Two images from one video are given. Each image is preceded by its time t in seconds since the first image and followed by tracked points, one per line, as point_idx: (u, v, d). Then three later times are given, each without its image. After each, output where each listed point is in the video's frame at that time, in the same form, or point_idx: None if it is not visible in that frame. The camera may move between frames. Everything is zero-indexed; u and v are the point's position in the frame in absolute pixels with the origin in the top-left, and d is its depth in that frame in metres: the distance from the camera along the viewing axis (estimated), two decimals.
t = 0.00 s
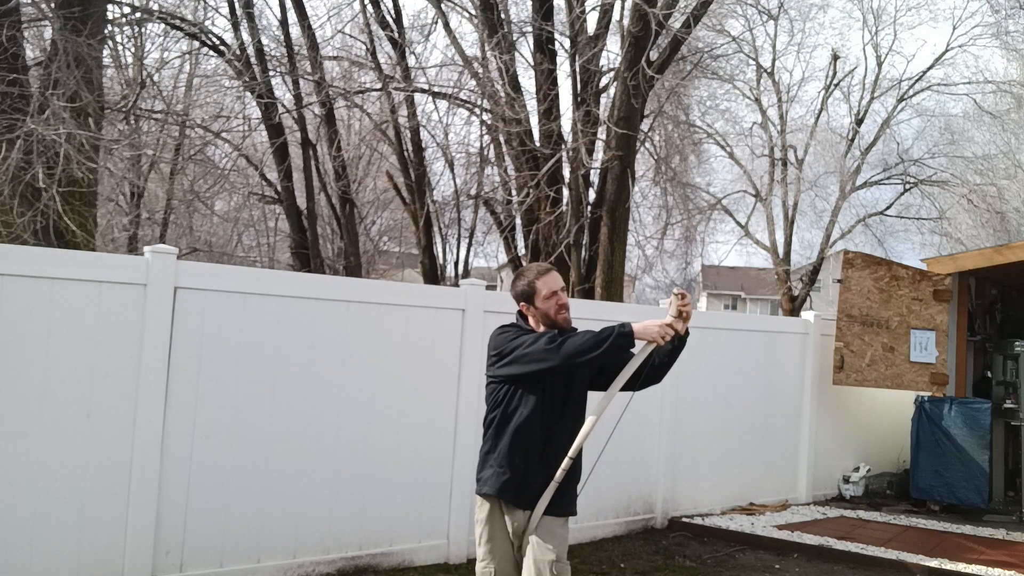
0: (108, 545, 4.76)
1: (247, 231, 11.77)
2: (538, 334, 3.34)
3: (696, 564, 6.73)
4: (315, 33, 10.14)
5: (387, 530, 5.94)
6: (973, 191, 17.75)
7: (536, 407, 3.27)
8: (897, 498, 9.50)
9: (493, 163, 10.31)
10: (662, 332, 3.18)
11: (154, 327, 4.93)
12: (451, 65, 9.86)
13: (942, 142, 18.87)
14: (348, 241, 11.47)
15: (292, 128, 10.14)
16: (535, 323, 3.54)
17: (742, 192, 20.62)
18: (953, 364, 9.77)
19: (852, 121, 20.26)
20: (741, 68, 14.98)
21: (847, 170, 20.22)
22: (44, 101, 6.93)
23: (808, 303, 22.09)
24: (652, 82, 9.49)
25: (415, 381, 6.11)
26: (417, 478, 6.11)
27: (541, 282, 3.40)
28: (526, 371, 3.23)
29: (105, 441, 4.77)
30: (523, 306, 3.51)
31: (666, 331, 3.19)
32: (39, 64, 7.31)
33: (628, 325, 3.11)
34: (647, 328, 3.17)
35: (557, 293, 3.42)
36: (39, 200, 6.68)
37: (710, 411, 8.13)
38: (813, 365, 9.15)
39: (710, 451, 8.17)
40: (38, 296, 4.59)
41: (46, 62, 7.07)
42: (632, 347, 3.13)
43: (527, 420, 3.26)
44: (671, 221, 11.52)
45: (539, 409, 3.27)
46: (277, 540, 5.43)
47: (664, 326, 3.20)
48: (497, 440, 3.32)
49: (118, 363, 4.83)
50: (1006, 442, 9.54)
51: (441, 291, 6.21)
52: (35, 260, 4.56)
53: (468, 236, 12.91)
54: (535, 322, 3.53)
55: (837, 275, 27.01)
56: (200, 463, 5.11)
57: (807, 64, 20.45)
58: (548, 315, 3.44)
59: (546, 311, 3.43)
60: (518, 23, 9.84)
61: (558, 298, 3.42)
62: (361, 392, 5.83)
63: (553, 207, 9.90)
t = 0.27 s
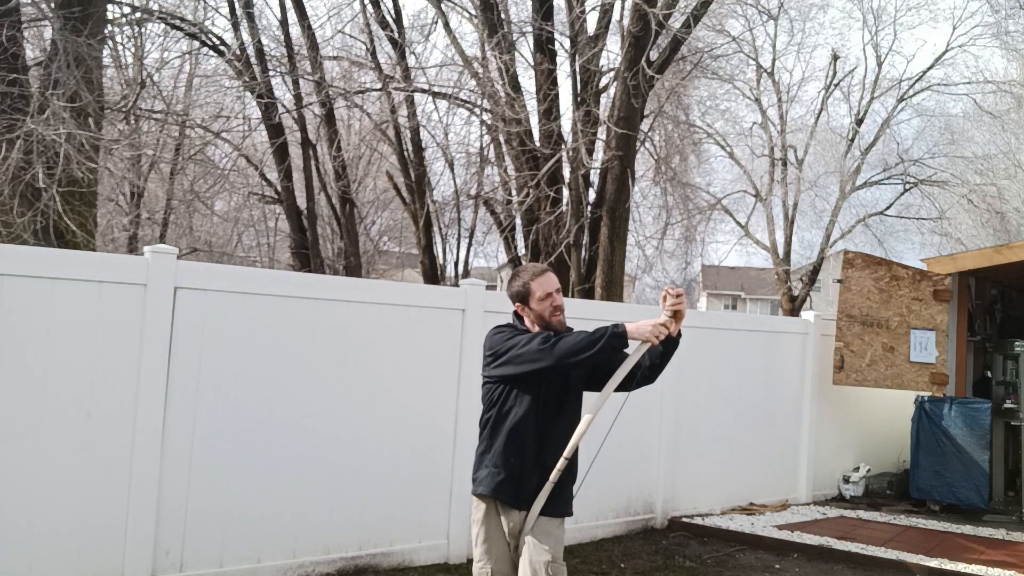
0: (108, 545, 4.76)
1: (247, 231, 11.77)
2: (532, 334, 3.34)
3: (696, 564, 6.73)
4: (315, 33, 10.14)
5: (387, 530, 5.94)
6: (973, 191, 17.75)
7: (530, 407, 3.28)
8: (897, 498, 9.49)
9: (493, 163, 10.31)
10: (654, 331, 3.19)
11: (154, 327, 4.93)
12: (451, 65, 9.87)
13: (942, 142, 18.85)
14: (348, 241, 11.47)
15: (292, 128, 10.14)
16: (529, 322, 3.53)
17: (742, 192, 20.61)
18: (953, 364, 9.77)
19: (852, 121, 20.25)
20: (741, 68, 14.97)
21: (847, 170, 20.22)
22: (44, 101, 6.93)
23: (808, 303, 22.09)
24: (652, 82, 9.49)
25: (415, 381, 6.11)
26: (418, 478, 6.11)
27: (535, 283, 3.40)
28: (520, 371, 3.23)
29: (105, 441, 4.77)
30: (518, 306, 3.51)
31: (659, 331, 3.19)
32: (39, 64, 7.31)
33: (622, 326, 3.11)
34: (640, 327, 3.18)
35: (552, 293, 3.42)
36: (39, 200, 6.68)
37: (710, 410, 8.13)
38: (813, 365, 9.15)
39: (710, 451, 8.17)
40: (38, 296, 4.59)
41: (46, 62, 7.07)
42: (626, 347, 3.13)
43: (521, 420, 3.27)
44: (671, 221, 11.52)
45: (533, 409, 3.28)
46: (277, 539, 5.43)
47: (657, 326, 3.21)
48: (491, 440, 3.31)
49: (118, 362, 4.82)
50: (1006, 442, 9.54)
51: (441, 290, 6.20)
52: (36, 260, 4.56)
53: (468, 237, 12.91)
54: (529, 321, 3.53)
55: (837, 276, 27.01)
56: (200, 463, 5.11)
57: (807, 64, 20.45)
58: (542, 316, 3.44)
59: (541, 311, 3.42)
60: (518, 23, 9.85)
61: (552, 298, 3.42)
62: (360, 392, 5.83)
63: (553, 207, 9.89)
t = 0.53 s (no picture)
0: (108, 545, 4.76)
1: (247, 231, 11.77)
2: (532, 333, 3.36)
3: (696, 564, 6.73)
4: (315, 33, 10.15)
5: (387, 530, 5.94)
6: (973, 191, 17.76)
7: (529, 408, 3.28)
8: (897, 498, 9.47)
9: (493, 163, 10.31)
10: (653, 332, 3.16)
11: (154, 327, 4.93)
12: (451, 65, 9.87)
13: (942, 142, 18.78)
14: (348, 241, 11.47)
15: (293, 128, 10.15)
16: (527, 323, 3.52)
17: (742, 192, 20.61)
18: (953, 364, 9.77)
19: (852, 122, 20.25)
20: (741, 68, 14.97)
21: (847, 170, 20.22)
22: (44, 101, 6.93)
23: (809, 303, 22.09)
24: (651, 82, 9.49)
25: (415, 382, 6.11)
26: (419, 478, 6.12)
27: (533, 281, 3.40)
28: (520, 372, 3.22)
29: (105, 441, 4.77)
30: (516, 307, 3.51)
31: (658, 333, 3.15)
32: (39, 64, 7.31)
33: (620, 328, 3.11)
34: (640, 329, 3.15)
35: (549, 292, 3.41)
36: (39, 200, 6.68)
37: (710, 411, 8.13)
38: (813, 365, 9.14)
39: (710, 450, 8.17)
40: (38, 297, 4.59)
41: (46, 62, 7.07)
42: (624, 349, 3.13)
43: (520, 421, 3.27)
44: (671, 221, 11.52)
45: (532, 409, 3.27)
46: (277, 539, 5.43)
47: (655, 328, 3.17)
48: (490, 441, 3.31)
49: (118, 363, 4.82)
50: (1006, 442, 9.55)
51: (441, 291, 6.21)
52: (36, 260, 4.56)
53: (468, 236, 12.92)
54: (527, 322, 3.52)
55: (837, 276, 27.01)
56: (200, 463, 5.11)
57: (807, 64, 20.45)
58: (538, 315, 3.42)
59: (537, 311, 3.42)
60: (518, 23, 9.85)
61: (549, 297, 3.41)
62: (361, 392, 5.83)
63: (553, 207, 9.89)
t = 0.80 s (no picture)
0: (108, 545, 4.76)
1: (247, 231, 11.77)
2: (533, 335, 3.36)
3: (696, 564, 6.73)
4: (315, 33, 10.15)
5: (387, 530, 5.94)
6: (973, 191, 17.81)
7: (529, 408, 3.27)
8: (897, 498, 9.47)
9: (493, 163, 10.32)
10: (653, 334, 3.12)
11: (154, 328, 4.93)
12: (451, 65, 9.87)
13: (942, 142, 18.62)
14: (348, 241, 11.47)
15: (293, 128, 10.14)
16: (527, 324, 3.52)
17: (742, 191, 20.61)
18: (953, 364, 9.78)
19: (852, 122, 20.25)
20: (741, 68, 14.96)
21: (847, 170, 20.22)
22: (44, 101, 6.93)
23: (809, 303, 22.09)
24: (652, 82, 9.49)
25: (415, 382, 6.11)
26: (419, 478, 6.12)
27: (533, 281, 3.40)
28: (519, 372, 3.22)
29: (105, 442, 4.77)
30: (515, 306, 3.51)
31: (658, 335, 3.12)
32: (39, 64, 7.31)
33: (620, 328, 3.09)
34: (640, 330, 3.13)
35: (547, 292, 3.40)
36: (39, 200, 6.68)
37: (710, 411, 8.12)
38: (813, 365, 9.14)
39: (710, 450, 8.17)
40: (37, 297, 4.58)
41: (46, 62, 7.07)
42: (624, 351, 3.12)
43: (520, 421, 3.26)
44: (671, 221, 11.52)
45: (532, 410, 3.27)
46: (277, 540, 5.43)
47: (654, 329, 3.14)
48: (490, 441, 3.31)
49: (118, 363, 4.82)
50: (1006, 442, 9.55)
51: (441, 291, 6.20)
52: (35, 261, 4.56)
53: (468, 236, 12.92)
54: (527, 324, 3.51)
55: (837, 276, 27.01)
56: (200, 464, 5.11)
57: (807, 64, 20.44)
58: (538, 316, 3.42)
59: (534, 310, 3.42)
60: (518, 23, 9.85)
61: (546, 297, 3.40)
62: (361, 392, 5.83)
63: (553, 208, 9.89)
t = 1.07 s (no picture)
0: (108, 545, 4.76)
1: (247, 231, 11.77)
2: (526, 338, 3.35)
3: (696, 564, 6.73)
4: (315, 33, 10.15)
5: (386, 530, 5.94)
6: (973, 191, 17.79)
7: (524, 412, 3.27)
8: (897, 498, 9.47)
9: (493, 163, 10.32)
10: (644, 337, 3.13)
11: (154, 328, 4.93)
12: (451, 65, 9.88)
13: (942, 142, 18.58)
14: (348, 241, 11.47)
15: (293, 128, 10.14)
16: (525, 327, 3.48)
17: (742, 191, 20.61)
18: (953, 364, 9.78)
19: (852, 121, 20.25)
20: (741, 68, 14.96)
21: (847, 170, 20.21)
22: (44, 101, 6.92)
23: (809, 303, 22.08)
24: (651, 82, 9.49)
25: (414, 382, 6.11)
26: (419, 478, 6.12)
27: (528, 277, 3.37)
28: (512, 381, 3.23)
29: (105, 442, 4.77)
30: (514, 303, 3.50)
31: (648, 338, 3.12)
32: (39, 63, 7.31)
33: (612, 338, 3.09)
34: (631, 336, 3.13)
35: (539, 291, 3.36)
36: (39, 200, 6.68)
37: (710, 411, 8.13)
38: (813, 365, 9.14)
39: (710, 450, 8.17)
40: (38, 297, 4.59)
41: (46, 62, 7.07)
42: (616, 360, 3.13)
43: (516, 425, 3.26)
44: (671, 221, 11.52)
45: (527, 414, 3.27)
46: (277, 540, 5.43)
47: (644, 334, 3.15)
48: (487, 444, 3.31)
49: (118, 364, 4.82)
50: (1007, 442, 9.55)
51: (441, 291, 6.20)
52: (35, 260, 4.56)
53: (468, 236, 12.92)
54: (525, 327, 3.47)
55: (837, 275, 27.01)
56: (200, 464, 5.11)
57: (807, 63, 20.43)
58: (530, 314, 3.38)
59: (527, 308, 3.39)
60: (519, 23, 9.85)
61: (537, 295, 3.36)
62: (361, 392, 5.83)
63: (553, 207, 9.88)
